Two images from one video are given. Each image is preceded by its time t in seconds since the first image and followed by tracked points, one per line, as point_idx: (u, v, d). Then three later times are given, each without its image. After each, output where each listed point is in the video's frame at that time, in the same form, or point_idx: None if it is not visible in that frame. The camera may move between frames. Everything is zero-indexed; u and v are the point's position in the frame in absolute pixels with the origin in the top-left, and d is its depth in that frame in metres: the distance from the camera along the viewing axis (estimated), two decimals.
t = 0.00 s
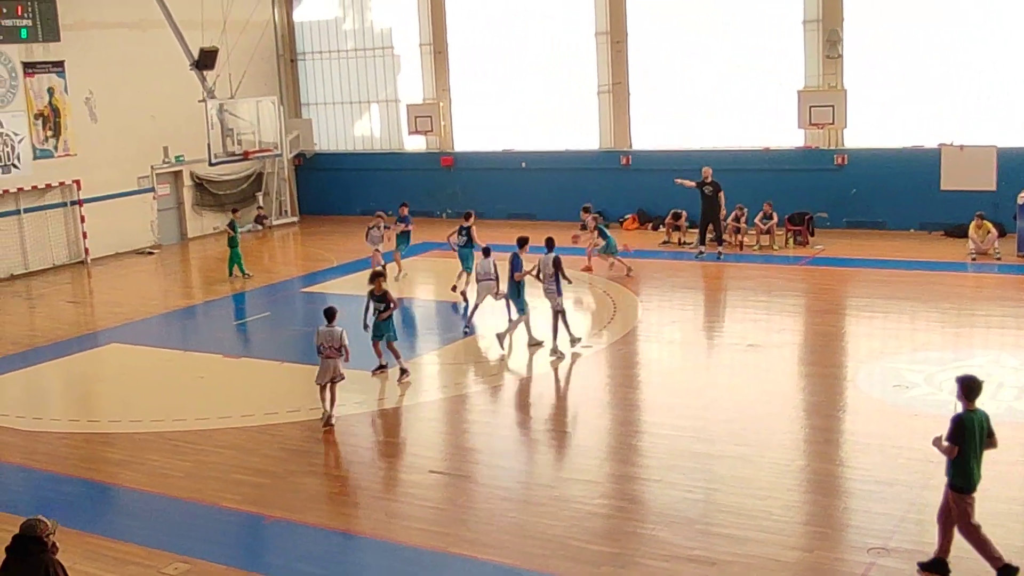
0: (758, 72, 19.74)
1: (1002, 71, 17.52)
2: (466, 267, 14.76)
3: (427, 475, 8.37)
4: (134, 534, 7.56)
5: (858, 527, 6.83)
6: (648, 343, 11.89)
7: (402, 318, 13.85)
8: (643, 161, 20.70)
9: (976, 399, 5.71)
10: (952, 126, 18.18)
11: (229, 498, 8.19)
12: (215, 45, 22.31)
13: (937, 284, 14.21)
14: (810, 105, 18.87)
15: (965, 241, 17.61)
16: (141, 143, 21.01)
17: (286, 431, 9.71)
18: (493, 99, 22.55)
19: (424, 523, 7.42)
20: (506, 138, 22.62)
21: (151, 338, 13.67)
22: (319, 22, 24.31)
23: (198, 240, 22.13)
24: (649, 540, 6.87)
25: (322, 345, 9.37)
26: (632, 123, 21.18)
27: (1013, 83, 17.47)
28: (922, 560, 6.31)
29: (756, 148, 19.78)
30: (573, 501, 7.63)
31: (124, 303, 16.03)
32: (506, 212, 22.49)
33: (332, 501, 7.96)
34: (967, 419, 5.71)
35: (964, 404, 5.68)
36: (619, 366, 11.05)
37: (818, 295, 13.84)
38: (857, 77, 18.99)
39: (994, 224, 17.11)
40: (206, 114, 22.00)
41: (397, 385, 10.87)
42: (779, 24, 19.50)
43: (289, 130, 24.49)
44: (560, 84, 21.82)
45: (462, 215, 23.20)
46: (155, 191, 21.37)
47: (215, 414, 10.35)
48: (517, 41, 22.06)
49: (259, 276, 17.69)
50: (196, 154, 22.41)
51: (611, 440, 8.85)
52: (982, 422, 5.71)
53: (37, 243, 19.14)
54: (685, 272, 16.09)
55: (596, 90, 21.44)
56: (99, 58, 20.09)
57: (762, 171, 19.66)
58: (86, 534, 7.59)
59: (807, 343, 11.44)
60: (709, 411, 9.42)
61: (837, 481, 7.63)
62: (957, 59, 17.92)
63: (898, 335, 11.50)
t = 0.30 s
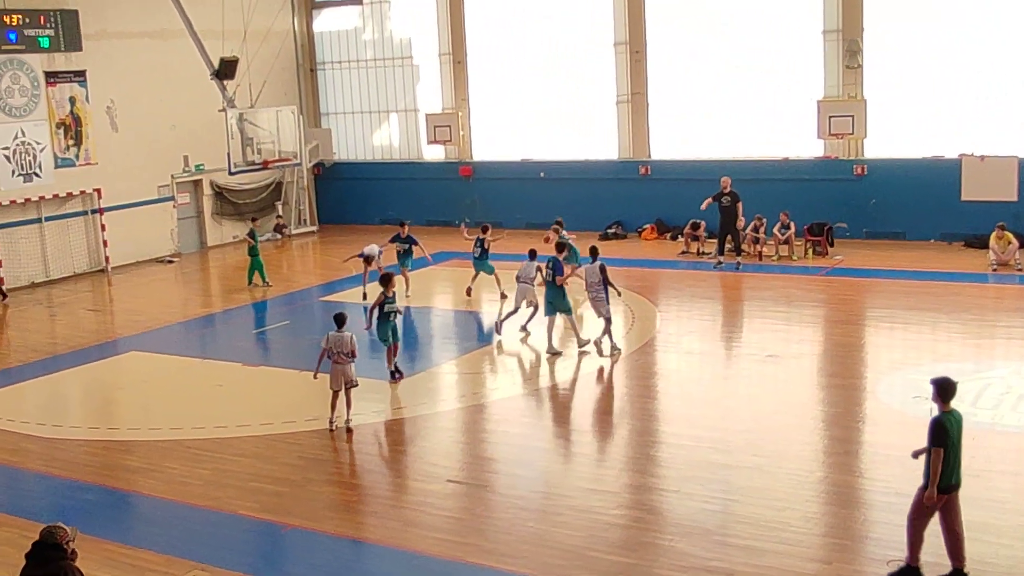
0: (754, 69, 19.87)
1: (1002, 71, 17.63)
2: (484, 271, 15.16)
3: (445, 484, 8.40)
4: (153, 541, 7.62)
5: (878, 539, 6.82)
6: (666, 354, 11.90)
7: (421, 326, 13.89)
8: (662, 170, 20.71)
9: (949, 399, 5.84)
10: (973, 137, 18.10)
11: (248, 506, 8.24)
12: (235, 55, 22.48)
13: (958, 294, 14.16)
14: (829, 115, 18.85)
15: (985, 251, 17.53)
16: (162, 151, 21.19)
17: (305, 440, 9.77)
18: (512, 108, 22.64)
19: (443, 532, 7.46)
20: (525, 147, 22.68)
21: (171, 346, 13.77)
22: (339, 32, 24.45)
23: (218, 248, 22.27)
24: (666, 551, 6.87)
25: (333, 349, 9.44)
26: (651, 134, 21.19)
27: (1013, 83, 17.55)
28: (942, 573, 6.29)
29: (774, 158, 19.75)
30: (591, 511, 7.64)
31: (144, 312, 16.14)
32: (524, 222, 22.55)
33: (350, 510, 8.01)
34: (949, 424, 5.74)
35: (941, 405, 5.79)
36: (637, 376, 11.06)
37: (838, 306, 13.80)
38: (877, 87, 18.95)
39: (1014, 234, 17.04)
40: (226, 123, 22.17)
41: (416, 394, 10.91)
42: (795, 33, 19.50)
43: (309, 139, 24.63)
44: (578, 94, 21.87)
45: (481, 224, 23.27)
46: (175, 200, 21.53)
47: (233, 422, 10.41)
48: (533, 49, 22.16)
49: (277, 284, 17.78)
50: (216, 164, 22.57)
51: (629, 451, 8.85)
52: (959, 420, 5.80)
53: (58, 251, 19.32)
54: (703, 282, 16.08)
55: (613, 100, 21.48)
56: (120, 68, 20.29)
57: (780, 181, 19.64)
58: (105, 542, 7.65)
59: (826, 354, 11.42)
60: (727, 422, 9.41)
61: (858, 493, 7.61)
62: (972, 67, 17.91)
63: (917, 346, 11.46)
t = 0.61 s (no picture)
0: (759, 70, 19.91)
1: (1007, 68, 17.65)
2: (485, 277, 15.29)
3: (456, 491, 8.42)
4: (164, 547, 7.65)
5: (890, 547, 6.80)
6: (678, 361, 11.89)
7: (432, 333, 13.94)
8: (674, 178, 20.72)
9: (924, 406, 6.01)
10: (987, 143, 18.05)
11: (259, 512, 8.27)
12: (249, 62, 22.59)
13: (972, 302, 14.11)
14: (842, 122, 18.81)
15: (1000, 259, 17.47)
16: (176, 157, 21.30)
17: (316, 446, 9.79)
18: (524, 115, 22.68)
19: (454, 539, 7.47)
20: (537, 154, 22.72)
21: (183, 352, 13.82)
22: (353, 39, 24.53)
23: (230, 255, 22.35)
24: (677, 559, 6.87)
25: (345, 353, 9.46)
26: (664, 141, 21.19)
27: (1017, 79, 17.58)
28: None
29: (787, 166, 19.73)
30: (602, 519, 7.64)
31: (156, 318, 16.21)
32: (537, 229, 22.57)
33: (362, 516, 8.02)
34: (920, 429, 5.95)
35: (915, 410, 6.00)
36: (649, 384, 11.05)
37: (851, 314, 13.78)
38: (891, 94, 18.92)
39: None
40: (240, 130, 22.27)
41: (427, 401, 10.93)
42: (807, 40, 19.50)
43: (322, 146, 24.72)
44: (591, 101, 21.89)
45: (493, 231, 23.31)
46: (188, 207, 21.62)
47: (245, 429, 10.44)
48: (545, 55, 22.20)
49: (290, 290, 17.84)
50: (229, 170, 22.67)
51: (641, 458, 8.85)
52: (932, 426, 6.01)
53: (72, 257, 19.44)
54: (716, 290, 16.07)
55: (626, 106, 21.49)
56: (134, 76, 20.42)
57: (794, 188, 19.61)
58: (117, 547, 7.69)
59: (838, 362, 11.39)
60: (739, 429, 9.40)
61: (871, 501, 7.59)
62: (985, 69, 17.88)
63: (931, 354, 11.43)
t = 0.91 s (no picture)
0: (761, 70, 20.00)
1: (1011, 70, 17.72)
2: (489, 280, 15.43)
3: (466, 497, 8.44)
4: (175, 552, 7.70)
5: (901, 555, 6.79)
6: (688, 368, 11.90)
7: (443, 339, 13.98)
8: (685, 185, 20.74)
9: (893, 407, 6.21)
10: (999, 150, 18.00)
11: (270, 518, 8.30)
12: (261, 68, 22.70)
13: (984, 310, 14.08)
14: (853, 129, 18.81)
15: (1012, 266, 17.43)
16: (188, 163, 21.40)
17: (327, 452, 9.83)
18: (534, 121, 22.72)
19: (464, 545, 7.49)
20: (548, 160, 22.75)
21: (193, 358, 13.88)
22: (364, 46, 24.62)
23: (242, 261, 22.44)
24: (686, 566, 6.88)
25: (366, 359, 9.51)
26: (674, 147, 21.19)
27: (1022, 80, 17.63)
28: None
29: (798, 172, 19.73)
30: (612, 525, 7.65)
31: (168, 324, 16.28)
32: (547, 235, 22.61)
33: (372, 522, 8.05)
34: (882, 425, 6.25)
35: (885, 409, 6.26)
36: (660, 390, 11.06)
37: (862, 321, 13.76)
38: (903, 101, 18.89)
39: None
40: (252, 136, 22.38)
41: (439, 407, 10.96)
42: (818, 46, 19.50)
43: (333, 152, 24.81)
44: (601, 107, 21.92)
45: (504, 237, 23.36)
46: (200, 213, 21.72)
47: (255, 434, 10.49)
48: (556, 61, 22.25)
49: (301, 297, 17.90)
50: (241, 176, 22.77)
51: (650, 465, 8.85)
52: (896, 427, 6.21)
53: (85, 263, 19.54)
54: (726, 297, 16.07)
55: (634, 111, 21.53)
56: (146, 82, 20.54)
57: (805, 195, 19.59)
58: (129, 552, 7.74)
59: (849, 369, 11.38)
60: (750, 437, 9.40)
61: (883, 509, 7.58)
62: (995, 75, 17.89)
63: (942, 362, 11.41)
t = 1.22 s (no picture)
0: (768, 75, 20.00)
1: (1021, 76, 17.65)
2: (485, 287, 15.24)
3: (472, 501, 8.44)
4: (181, 555, 7.70)
5: (908, 561, 6.77)
6: (694, 372, 11.88)
7: (450, 343, 13.98)
8: (691, 189, 20.73)
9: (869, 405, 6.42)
10: (1006, 154, 17.96)
11: (276, 521, 8.31)
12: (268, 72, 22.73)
13: (991, 314, 14.05)
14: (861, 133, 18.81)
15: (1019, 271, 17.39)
16: (195, 166, 21.45)
17: (333, 456, 9.83)
18: (541, 124, 22.73)
19: (470, 549, 7.49)
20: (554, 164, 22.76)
21: (199, 361, 13.90)
22: (371, 49, 24.65)
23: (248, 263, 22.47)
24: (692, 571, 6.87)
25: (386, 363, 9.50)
26: (681, 151, 21.18)
27: None
28: None
29: (805, 177, 19.71)
30: (619, 530, 7.64)
31: (174, 327, 16.31)
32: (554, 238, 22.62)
33: (378, 526, 8.06)
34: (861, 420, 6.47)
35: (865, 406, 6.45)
36: (666, 394, 11.05)
37: (869, 325, 13.73)
38: (910, 105, 18.86)
39: None
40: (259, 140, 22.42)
41: (445, 411, 10.95)
42: (826, 51, 19.47)
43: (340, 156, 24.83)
44: (608, 111, 21.92)
45: (510, 240, 23.36)
46: (207, 216, 21.76)
47: (261, 437, 10.49)
48: (563, 65, 22.25)
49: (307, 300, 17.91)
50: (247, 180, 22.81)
51: (656, 469, 8.85)
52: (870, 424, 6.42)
53: (92, 266, 19.59)
54: (733, 301, 16.05)
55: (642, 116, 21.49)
56: (154, 86, 20.59)
57: (812, 199, 19.57)
58: (135, 555, 7.75)
59: (856, 373, 11.36)
60: (757, 441, 9.38)
61: (890, 514, 7.56)
62: (1003, 78, 17.83)
63: (949, 367, 11.38)
